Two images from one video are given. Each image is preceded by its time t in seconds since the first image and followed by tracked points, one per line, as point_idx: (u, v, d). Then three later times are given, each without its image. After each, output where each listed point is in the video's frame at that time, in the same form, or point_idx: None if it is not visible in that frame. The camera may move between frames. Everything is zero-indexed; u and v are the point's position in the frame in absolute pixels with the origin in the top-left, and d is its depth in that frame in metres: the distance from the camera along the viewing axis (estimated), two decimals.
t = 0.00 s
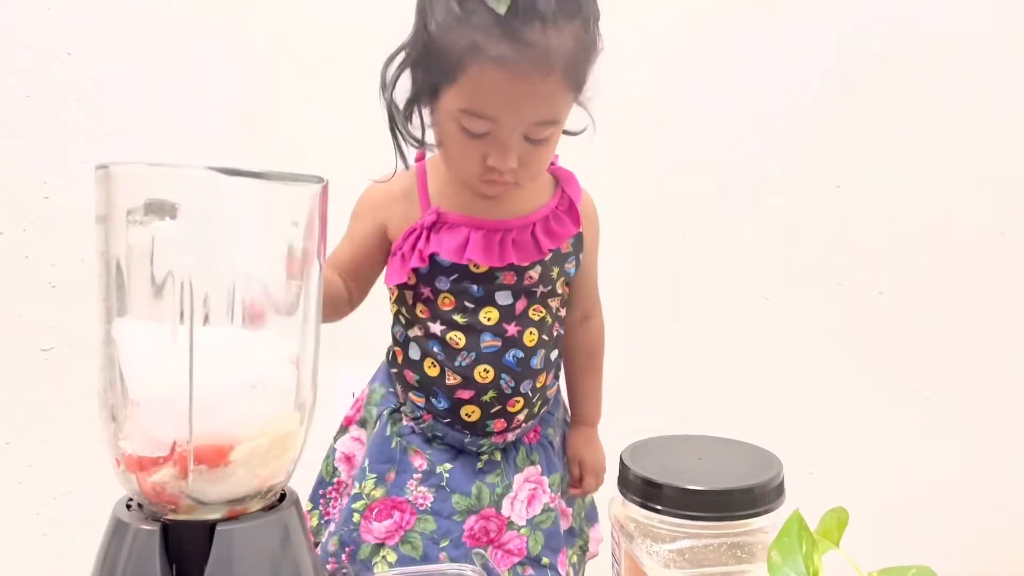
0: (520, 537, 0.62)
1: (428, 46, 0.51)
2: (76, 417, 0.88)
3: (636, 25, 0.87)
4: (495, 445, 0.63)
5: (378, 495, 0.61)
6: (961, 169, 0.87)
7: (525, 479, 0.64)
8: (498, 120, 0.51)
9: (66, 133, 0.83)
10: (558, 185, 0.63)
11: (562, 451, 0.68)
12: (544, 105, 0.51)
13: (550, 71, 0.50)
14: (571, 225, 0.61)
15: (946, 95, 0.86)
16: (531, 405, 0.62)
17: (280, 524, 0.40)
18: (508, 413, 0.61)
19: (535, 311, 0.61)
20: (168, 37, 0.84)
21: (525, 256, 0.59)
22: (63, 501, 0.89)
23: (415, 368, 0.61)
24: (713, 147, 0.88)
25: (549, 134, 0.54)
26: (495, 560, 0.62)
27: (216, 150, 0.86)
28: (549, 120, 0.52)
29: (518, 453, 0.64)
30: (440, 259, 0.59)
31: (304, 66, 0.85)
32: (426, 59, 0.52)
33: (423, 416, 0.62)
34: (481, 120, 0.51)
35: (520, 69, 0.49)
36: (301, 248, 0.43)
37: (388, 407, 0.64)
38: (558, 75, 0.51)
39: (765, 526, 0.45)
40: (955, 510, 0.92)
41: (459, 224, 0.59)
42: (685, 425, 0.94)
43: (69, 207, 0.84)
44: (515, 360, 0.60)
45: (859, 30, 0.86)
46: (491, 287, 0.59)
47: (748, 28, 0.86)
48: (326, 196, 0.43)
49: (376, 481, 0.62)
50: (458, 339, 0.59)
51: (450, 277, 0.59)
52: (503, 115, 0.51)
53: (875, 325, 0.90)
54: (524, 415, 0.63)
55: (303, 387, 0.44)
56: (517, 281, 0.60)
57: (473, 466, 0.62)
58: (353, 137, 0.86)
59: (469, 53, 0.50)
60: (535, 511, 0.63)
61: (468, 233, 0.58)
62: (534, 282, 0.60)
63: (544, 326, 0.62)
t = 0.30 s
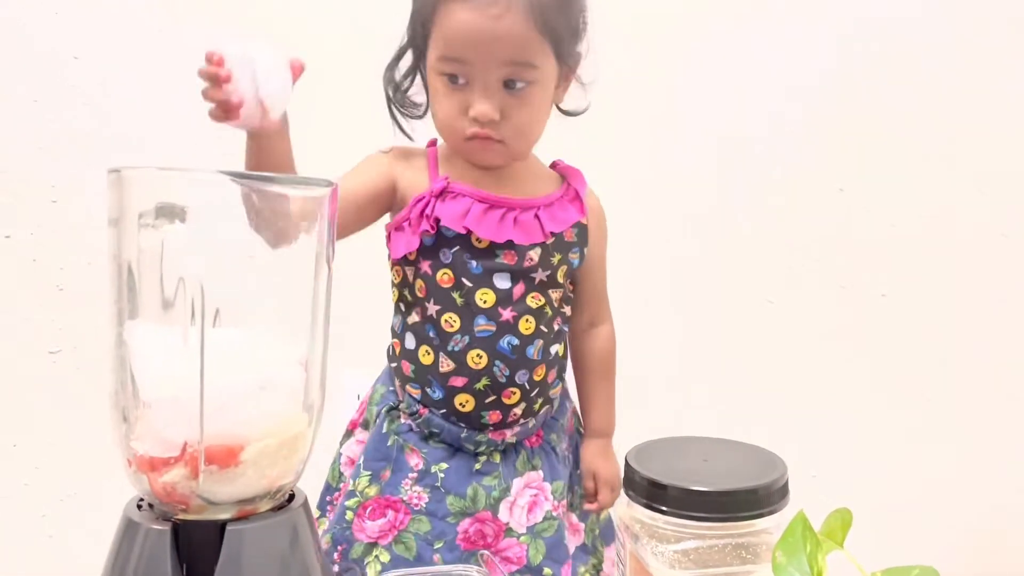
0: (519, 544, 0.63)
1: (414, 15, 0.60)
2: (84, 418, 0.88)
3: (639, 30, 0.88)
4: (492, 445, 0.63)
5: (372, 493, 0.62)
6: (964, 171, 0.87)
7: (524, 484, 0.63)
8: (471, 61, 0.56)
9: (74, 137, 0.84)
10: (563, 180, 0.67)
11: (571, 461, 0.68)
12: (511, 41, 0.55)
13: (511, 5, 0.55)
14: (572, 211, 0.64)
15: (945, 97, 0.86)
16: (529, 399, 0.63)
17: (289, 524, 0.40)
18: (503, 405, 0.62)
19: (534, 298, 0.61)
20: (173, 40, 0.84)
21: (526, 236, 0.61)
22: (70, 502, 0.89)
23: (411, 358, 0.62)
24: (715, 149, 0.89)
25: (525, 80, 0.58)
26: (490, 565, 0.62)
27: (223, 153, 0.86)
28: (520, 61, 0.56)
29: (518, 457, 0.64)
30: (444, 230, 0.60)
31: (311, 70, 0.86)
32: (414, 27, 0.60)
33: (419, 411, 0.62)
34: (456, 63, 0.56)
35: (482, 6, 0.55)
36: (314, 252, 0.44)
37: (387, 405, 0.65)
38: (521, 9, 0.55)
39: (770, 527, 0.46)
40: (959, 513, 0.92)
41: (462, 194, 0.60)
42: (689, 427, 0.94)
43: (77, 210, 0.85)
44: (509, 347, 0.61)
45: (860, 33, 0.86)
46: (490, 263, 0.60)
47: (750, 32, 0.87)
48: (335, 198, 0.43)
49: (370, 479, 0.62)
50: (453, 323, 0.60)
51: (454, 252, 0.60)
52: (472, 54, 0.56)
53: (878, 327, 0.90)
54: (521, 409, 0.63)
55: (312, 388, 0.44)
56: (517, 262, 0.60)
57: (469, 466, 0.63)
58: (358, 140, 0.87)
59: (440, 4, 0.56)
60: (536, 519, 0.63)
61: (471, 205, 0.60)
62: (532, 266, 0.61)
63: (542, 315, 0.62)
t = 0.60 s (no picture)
0: (510, 549, 0.63)
1: (420, 13, 0.62)
2: (86, 421, 0.88)
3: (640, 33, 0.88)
4: (486, 449, 0.63)
5: (362, 494, 0.61)
6: (965, 172, 0.87)
7: (517, 490, 0.64)
8: (473, 51, 0.58)
9: (77, 140, 0.84)
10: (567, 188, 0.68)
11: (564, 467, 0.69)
12: (512, 31, 0.57)
13: None
14: (573, 218, 0.65)
15: (947, 99, 0.86)
16: (525, 402, 0.63)
17: (292, 526, 0.40)
18: (500, 407, 0.62)
19: (533, 302, 0.62)
20: (178, 44, 0.85)
21: (530, 239, 0.61)
22: (72, 505, 0.89)
23: (407, 358, 0.62)
24: (716, 151, 0.89)
25: (527, 71, 0.59)
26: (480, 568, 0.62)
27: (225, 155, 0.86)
28: (521, 50, 0.58)
29: (512, 462, 0.64)
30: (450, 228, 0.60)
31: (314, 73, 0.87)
32: (421, 26, 0.62)
33: (414, 412, 0.62)
34: (459, 53, 0.58)
35: None
36: (317, 254, 0.44)
37: (380, 407, 0.65)
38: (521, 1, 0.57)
39: (772, 528, 0.46)
40: (962, 515, 0.92)
41: (467, 192, 0.61)
42: (691, 430, 0.94)
43: (79, 214, 0.85)
44: (507, 349, 0.61)
45: (861, 35, 0.87)
46: (491, 264, 0.60)
47: (751, 34, 0.88)
48: (336, 203, 0.43)
49: (361, 480, 0.62)
50: (452, 322, 0.61)
51: (456, 249, 0.60)
52: (474, 44, 0.57)
53: (879, 329, 0.90)
54: (517, 412, 0.63)
55: (314, 390, 0.45)
56: (518, 265, 0.61)
57: (462, 470, 0.62)
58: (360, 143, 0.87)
59: None
60: (526, 524, 0.63)
61: (477, 203, 0.60)
62: (534, 269, 0.62)
63: (540, 318, 0.63)
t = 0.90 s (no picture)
0: (520, 556, 0.63)
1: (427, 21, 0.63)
2: (90, 425, 0.89)
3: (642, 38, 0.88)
4: (499, 456, 0.63)
5: (373, 504, 0.61)
6: (965, 176, 0.87)
7: (528, 498, 0.64)
8: (489, 51, 0.58)
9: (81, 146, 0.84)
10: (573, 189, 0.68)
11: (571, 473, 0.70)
12: (528, 30, 0.58)
13: None
14: (583, 217, 0.65)
15: (948, 102, 0.86)
16: (539, 407, 0.63)
17: (292, 532, 0.41)
18: (515, 412, 0.62)
19: (548, 304, 0.63)
20: (181, 48, 0.85)
21: (542, 240, 0.62)
22: (75, 509, 0.90)
23: (421, 365, 0.62)
24: (718, 156, 0.90)
25: (541, 71, 0.60)
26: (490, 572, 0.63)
27: (228, 160, 0.87)
28: (536, 50, 0.59)
29: (523, 471, 0.64)
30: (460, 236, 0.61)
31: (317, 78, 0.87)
32: (428, 33, 0.63)
33: (428, 419, 0.62)
34: (474, 55, 0.59)
35: None
36: (314, 262, 0.45)
37: (391, 415, 0.65)
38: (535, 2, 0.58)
39: (769, 535, 0.46)
40: (962, 519, 0.92)
41: (475, 199, 0.61)
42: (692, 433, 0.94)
43: (83, 219, 0.85)
44: (524, 353, 0.61)
45: (862, 39, 0.87)
46: (505, 268, 0.61)
47: (753, 39, 0.88)
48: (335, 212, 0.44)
49: (371, 489, 0.62)
50: (468, 329, 0.61)
51: (469, 256, 0.61)
52: (490, 44, 0.58)
53: (880, 333, 0.90)
54: (532, 418, 0.63)
55: (315, 398, 0.45)
56: (531, 267, 0.61)
57: (475, 479, 0.63)
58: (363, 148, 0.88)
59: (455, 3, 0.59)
60: (537, 531, 0.64)
61: (486, 209, 0.61)
62: (547, 271, 0.62)
63: (556, 322, 0.63)
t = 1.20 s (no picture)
0: (524, 554, 0.63)
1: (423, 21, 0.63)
2: (92, 424, 0.89)
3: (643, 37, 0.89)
4: (504, 453, 0.63)
5: (377, 500, 0.62)
6: (965, 174, 0.87)
7: (532, 496, 0.63)
8: (488, 45, 0.59)
9: (84, 146, 0.85)
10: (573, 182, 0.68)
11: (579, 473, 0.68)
12: (526, 21, 0.59)
13: None
14: (578, 206, 0.65)
15: (948, 101, 0.87)
16: (543, 402, 0.63)
17: (294, 529, 0.41)
18: (518, 407, 0.62)
19: (547, 297, 0.62)
20: (183, 49, 0.85)
21: (534, 233, 0.62)
22: (78, 508, 0.90)
23: (425, 362, 0.63)
24: (718, 155, 0.90)
25: (540, 62, 0.61)
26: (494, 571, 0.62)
27: (229, 160, 0.87)
28: (534, 42, 0.60)
29: (529, 469, 0.64)
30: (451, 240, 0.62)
31: (318, 78, 0.87)
32: (424, 34, 0.63)
33: (432, 415, 0.63)
34: (474, 49, 0.59)
35: None
36: (311, 259, 0.44)
37: (397, 413, 0.65)
38: None
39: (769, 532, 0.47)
40: (963, 517, 0.92)
41: (464, 200, 0.61)
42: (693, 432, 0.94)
43: (85, 219, 0.86)
44: (523, 347, 0.61)
45: (862, 37, 0.87)
46: (499, 264, 0.61)
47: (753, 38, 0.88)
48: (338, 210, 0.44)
49: (376, 486, 0.63)
50: (466, 325, 0.61)
51: (462, 258, 0.61)
52: (489, 38, 0.59)
53: (881, 332, 0.91)
54: (535, 413, 0.63)
55: (317, 397, 0.45)
56: (525, 261, 0.62)
57: (480, 476, 0.63)
58: (365, 148, 0.88)
59: None
60: (541, 530, 0.63)
61: (475, 209, 0.61)
62: (542, 265, 0.62)
63: (557, 316, 0.63)
